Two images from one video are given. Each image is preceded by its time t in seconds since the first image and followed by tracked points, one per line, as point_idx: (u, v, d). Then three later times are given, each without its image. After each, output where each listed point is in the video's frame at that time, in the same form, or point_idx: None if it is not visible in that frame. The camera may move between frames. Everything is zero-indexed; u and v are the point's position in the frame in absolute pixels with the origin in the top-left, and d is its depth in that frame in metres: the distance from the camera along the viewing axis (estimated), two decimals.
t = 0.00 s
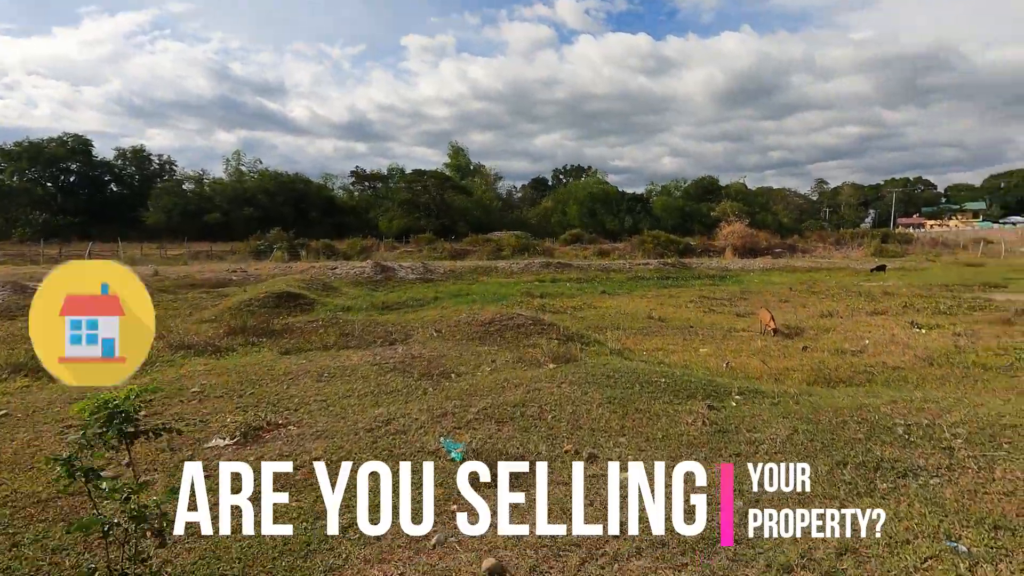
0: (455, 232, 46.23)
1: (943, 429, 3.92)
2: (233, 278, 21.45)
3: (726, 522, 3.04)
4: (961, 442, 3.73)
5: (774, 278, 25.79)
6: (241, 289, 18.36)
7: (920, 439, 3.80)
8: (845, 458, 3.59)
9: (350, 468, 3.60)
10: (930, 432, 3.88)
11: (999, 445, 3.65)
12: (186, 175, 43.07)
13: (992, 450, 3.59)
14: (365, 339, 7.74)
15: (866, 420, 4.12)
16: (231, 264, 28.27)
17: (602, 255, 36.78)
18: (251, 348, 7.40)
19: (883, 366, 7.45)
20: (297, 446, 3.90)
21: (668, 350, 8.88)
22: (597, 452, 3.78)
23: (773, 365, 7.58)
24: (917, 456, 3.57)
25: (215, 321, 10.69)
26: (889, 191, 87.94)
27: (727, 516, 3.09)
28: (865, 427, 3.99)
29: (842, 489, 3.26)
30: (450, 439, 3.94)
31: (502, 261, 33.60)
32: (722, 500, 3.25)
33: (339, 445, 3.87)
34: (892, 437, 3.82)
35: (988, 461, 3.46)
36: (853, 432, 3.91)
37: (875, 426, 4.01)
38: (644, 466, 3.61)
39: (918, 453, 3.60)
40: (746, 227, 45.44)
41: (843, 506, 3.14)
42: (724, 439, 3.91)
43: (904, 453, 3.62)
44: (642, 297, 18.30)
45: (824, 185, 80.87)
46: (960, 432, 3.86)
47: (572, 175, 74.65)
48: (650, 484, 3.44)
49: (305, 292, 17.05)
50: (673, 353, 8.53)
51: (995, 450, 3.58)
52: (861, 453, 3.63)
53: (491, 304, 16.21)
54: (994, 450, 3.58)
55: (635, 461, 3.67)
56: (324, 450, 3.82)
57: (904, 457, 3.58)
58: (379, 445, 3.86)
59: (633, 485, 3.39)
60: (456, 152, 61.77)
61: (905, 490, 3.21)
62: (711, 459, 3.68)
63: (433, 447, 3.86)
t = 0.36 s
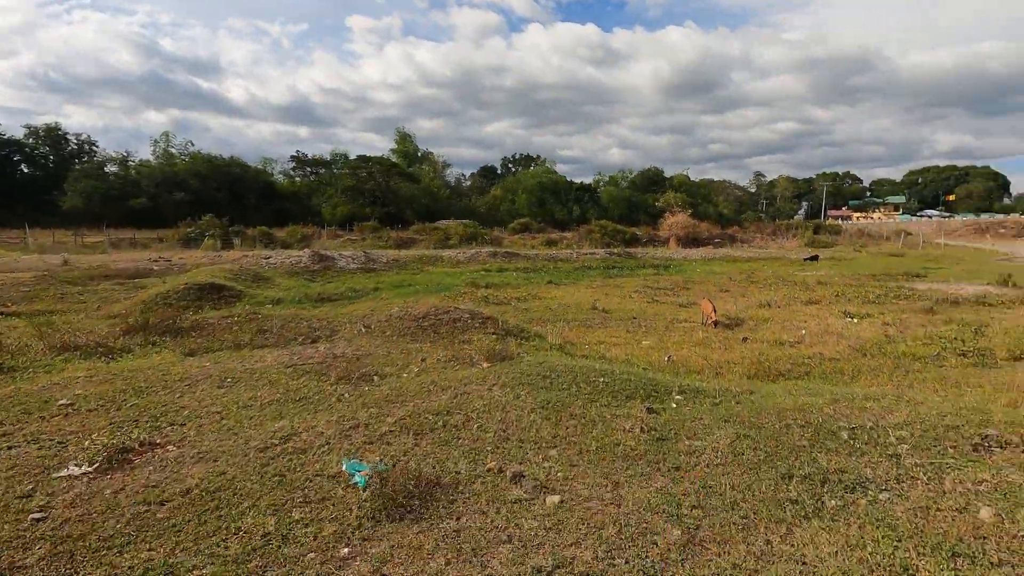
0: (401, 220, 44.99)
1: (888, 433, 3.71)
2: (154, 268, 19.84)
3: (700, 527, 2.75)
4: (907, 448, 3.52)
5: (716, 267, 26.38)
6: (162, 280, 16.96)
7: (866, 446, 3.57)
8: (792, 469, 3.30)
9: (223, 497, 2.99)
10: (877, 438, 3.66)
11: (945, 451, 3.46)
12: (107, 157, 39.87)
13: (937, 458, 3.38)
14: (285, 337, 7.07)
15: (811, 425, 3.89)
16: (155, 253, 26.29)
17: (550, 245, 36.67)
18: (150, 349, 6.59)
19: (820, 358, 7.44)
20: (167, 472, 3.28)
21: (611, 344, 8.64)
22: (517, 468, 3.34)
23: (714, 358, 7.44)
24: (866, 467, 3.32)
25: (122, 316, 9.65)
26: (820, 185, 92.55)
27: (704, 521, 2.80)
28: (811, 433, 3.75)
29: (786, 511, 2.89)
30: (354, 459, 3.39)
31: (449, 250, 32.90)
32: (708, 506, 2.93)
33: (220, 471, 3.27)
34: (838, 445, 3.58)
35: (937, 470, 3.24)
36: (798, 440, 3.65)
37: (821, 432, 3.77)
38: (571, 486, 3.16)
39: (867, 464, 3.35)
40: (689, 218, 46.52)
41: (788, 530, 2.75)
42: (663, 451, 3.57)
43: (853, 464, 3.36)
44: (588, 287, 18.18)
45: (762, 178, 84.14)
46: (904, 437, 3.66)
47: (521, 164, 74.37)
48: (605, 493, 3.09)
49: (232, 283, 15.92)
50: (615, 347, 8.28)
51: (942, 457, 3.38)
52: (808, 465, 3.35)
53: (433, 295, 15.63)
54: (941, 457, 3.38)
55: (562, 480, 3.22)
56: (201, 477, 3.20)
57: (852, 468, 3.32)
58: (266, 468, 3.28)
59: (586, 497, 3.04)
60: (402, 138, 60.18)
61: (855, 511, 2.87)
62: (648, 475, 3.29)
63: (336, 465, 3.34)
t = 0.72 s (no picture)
0: (348, 210, 43.48)
1: (854, 438, 3.55)
2: (71, 263, 18.17)
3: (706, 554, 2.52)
4: (874, 456, 3.35)
5: (665, 256, 26.69)
6: (78, 278, 15.52)
7: (832, 454, 3.39)
8: (756, 486, 3.06)
9: (91, 556, 2.49)
10: (843, 444, 3.49)
11: (913, 457, 3.31)
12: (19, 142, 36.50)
13: (905, 466, 3.22)
14: (206, 342, 6.39)
15: (774, 432, 3.69)
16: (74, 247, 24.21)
17: (503, 234, 36.26)
18: (44, 361, 5.84)
19: (771, 348, 7.39)
20: (26, 524, 2.75)
21: (564, 338, 8.35)
22: (454, 496, 2.95)
23: (667, 352, 7.27)
24: (833, 479, 3.12)
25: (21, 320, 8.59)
26: (762, 176, 96.06)
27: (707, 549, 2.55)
28: (774, 441, 3.53)
29: (757, 540, 2.62)
30: (260, 496, 2.92)
31: (399, 241, 31.97)
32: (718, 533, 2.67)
33: (92, 519, 2.74)
34: (803, 454, 3.38)
35: (908, 481, 3.07)
36: (761, 449, 3.42)
37: (784, 439, 3.57)
38: (518, 518, 2.79)
39: (833, 477, 3.15)
40: (639, 207, 47.09)
41: (761, 564, 2.48)
42: (618, 467, 3.26)
43: (820, 477, 3.16)
44: (540, 277, 17.89)
45: (708, 167, 86.37)
46: (869, 442, 3.51)
47: (473, 153, 73.53)
48: (557, 527, 2.73)
49: (159, 279, 14.73)
50: (567, 342, 8.00)
51: (909, 465, 3.23)
52: (773, 479, 3.12)
53: (380, 289, 14.95)
54: (910, 465, 3.23)
55: (508, 511, 2.85)
56: (67, 528, 2.68)
57: (819, 481, 3.12)
58: (151, 514, 2.77)
59: (534, 534, 2.66)
60: (349, 125, 58.15)
61: (831, 539, 2.63)
62: (604, 499, 2.96)
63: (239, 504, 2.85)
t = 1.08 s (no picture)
0: (293, 204, 41.61)
1: (825, 455, 3.43)
2: None
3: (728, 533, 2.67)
4: (835, 475, 3.25)
5: (618, 250, 26.76)
6: None
7: (790, 472, 3.27)
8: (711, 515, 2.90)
9: None
10: (808, 461, 3.37)
11: (888, 476, 3.25)
12: None
13: (873, 488, 3.15)
14: (108, 355, 5.60)
15: (746, 450, 3.52)
16: None
17: (456, 229, 35.51)
18: None
19: (727, 346, 7.22)
20: None
21: (516, 338, 7.92)
22: (378, 549, 2.63)
23: (623, 351, 6.96)
24: (778, 501, 3.01)
25: None
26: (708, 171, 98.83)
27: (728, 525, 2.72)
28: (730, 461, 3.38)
29: None
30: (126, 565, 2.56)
31: (347, 236, 30.76)
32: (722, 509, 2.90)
33: None
34: (757, 473, 3.26)
35: (905, 508, 2.94)
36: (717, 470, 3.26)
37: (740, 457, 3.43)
38: None
39: (786, 501, 3.02)
40: (591, 201, 47.31)
41: None
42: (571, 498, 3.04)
43: (806, 507, 2.97)
44: (493, 273, 17.44)
45: (657, 162, 87.89)
46: (844, 459, 3.40)
47: (424, 145, 72.07)
48: None
49: (73, 281, 13.35)
50: (519, 343, 7.59)
51: (879, 489, 3.13)
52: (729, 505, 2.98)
53: (324, 287, 14.11)
54: (879, 487, 3.14)
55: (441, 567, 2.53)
56: None
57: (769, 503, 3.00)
58: None
59: None
60: (292, 116, 55.74)
61: None
62: (560, 545, 2.67)
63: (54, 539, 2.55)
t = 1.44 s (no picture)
0: (253, 198, 39.99)
1: (802, 490, 3.22)
2: None
3: (729, 517, 3.05)
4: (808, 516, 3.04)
5: (586, 246, 26.52)
6: None
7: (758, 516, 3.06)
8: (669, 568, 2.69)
9: None
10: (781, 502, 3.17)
11: (872, 512, 3.00)
12: None
13: (852, 532, 2.90)
14: (9, 366, 4.91)
15: (720, 482, 3.33)
16: None
17: (423, 224, 34.72)
18: None
19: (701, 347, 6.88)
20: None
21: (481, 341, 7.43)
22: None
23: (592, 354, 6.56)
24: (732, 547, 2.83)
25: None
26: (674, 169, 100.02)
27: (729, 512, 3.09)
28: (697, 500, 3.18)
29: None
30: None
31: (308, 232, 29.65)
32: (724, 499, 3.19)
33: None
34: (721, 514, 3.07)
35: (932, 553, 2.69)
36: (677, 515, 3.05)
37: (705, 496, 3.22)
38: None
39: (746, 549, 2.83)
40: (560, 197, 47.08)
41: None
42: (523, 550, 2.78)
43: (815, 557, 2.77)
44: (459, 269, 16.92)
45: (624, 158, 88.36)
46: (829, 495, 3.17)
47: (391, 139, 70.60)
48: None
49: None
50: (484, 345, 7.10)
51: (860, 533, 2.88)
52: (688, 551, 2.80)
53: (279, 285, 13.34)
54: (859, 530, 2.90)
55: None
56: None
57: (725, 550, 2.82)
58: None
59: None
60: (252, 107, 53.75)
61: None
62: None
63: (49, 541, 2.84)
